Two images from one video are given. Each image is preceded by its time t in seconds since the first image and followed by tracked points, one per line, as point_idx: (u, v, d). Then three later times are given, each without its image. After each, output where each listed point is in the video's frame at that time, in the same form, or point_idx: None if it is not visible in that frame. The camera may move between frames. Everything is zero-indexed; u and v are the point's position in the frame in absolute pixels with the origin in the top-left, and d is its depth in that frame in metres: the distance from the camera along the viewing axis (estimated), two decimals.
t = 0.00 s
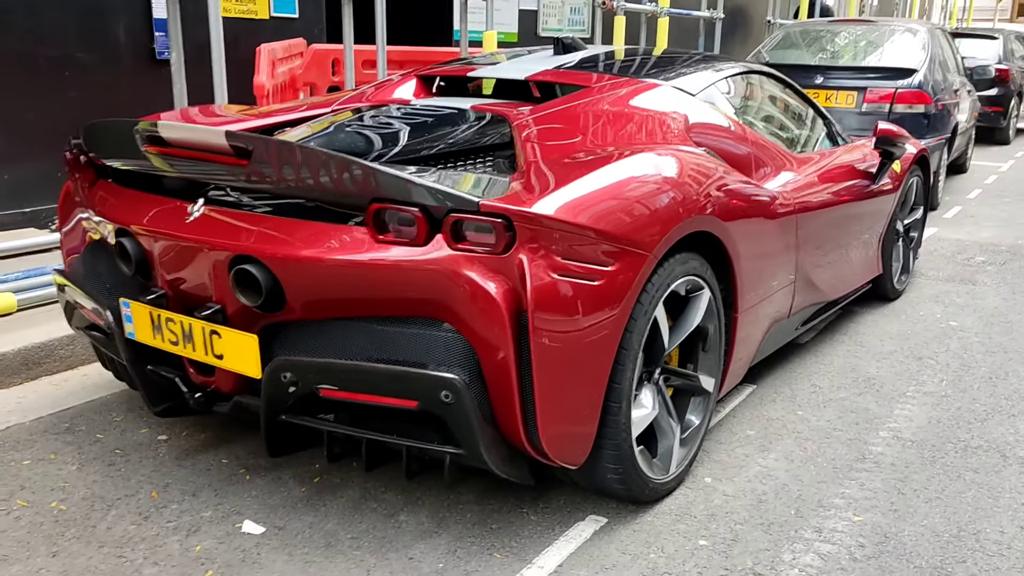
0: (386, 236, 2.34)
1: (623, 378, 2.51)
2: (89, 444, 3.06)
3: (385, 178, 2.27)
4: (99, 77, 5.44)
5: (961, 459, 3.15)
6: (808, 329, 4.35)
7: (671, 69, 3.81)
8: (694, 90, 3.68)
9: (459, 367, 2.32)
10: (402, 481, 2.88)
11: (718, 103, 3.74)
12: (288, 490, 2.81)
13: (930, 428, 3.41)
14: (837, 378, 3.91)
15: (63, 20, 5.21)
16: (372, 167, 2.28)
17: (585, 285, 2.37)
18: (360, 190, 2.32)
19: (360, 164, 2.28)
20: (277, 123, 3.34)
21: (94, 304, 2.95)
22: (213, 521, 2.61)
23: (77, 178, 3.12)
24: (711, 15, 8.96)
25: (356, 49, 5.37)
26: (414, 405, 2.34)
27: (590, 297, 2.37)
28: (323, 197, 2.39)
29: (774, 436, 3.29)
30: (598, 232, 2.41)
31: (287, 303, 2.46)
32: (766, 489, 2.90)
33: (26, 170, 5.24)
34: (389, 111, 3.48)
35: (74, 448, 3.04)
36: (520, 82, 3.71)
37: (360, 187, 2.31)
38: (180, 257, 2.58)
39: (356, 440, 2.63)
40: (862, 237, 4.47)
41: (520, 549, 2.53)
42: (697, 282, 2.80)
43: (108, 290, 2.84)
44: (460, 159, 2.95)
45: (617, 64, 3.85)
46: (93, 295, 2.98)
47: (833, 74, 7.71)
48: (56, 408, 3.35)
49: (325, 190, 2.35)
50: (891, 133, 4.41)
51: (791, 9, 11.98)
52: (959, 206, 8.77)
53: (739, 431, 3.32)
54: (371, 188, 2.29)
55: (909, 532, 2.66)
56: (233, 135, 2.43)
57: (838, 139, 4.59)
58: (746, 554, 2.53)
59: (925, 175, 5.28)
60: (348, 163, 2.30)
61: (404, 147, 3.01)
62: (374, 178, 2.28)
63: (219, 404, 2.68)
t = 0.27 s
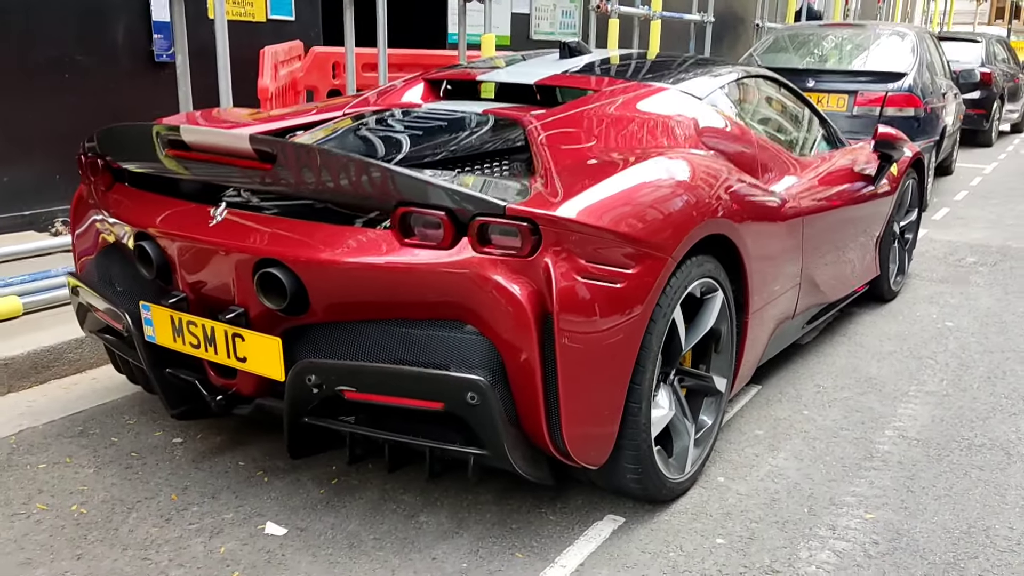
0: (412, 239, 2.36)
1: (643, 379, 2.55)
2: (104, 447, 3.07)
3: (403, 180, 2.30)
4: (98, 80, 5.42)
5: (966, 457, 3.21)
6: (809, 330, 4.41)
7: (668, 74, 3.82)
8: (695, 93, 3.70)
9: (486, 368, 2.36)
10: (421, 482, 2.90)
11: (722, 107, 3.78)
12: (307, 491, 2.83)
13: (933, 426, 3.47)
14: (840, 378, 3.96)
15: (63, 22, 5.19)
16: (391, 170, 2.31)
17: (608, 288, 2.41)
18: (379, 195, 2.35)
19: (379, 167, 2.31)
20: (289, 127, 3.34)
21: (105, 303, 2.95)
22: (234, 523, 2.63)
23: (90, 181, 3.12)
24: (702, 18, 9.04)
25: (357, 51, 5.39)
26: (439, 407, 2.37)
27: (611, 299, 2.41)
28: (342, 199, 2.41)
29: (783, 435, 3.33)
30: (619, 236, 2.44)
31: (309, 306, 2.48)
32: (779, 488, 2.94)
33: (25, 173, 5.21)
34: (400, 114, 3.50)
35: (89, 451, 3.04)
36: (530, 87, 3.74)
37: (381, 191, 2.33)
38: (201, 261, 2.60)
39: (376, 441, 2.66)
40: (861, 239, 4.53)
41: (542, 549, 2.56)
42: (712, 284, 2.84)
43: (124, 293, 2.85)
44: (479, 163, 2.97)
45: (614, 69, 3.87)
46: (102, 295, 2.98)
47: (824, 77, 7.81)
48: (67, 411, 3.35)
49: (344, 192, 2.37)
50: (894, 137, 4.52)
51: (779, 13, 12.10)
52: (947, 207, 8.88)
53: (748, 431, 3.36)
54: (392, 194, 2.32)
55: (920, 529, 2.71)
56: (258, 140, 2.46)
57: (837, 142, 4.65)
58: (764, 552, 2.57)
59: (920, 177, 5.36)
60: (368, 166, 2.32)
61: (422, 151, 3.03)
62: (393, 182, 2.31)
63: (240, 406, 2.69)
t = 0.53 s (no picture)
0: (424, 244, 2.36)
1: (652, 382, 2.57)
2: (107, 454, 3.04)
3: (409, 184, 2.32)
4: (88, 82, 5.38)
5: (966, 457, 3.24)
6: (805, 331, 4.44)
7: (664, 78, 3.83)
8: (692, 97, 3.72)
9: (498, 372, 2.36)
10: (428, 487, 2.90)
11: (720, 110, 3.80)
12: (314, 497, 2.82)
13: (932, 427, 3.50)
14: (837, 379, 3.99)
15: (53, 24, 5.15)
16: (397, 174, 2.33)
17: (619, 292, 2.42)
18: (385, 200, 2.35)
19: (385, 172, 2.33)
20: (290, 131, 3.34)
21: (104, 307, 2.94)
22: (243, 529, 2.61)
23: (89, 186, 3.09)
24: (689, 20, 9.09)
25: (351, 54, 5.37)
26: (451, 412, 2.37)
27: (622, 303, 2.42)
28: (349, 205, 2.41)
29: (784, 436, 3.36)
30: (629, 240, 2.46)
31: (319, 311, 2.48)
32: (784, 489, 2.96)
33: (15, 176, 5.16)
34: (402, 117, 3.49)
35: (92, 458, 3.01)
36: (531, 90, 3.75)
37: (388, 196, 2.34)
38: (207, 266, 2.59)
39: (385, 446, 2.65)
40: (856, 241, 4.57)
41: (552, 553, 2.57)
42: (717, 287, 2.85)
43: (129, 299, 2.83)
44: (485, 166, 2.97)
45: (603, 73, 3.87)
46: (102, 298, 2.96)
47: (811, 79, 7.87)
48: (67, 417, 3.32)
49: (351, 198, 2.38)
50: (890, 139, 4.58)
51: (764, 15, 12.19)
52: (932, 208, 8.97)
53: (750, 432, 3.38)
54: (400, 199, 2.33)
55: (925, 529, 2.74)
56: (267, 145, 2.45)
57: (831, 144, 4.68)
58: (773, 553, 2.59)
59: (911, 179, 5.41)
60: (373, 172, 2.33)
61: (430, 155, 3.02)
62: (399, 186, 2.33)
63: (248, 412, 2.68)
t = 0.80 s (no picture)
0: (437, 246, 2.34)
1: (664, 384, 2.56)
2: (108, 459, 3.00)
3: (415, 183, 2.29)
4: (78, 82, 5.31)
5: (970, 458, 3.26)
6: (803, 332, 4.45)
7: (664, 80, 3.83)
8: (691, 97, 3.71)
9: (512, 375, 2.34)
10: (436, 490, 2.88)
11: (721, 111, 3.80)
12: (321, 502, 2.79)
13: (935, 428, 3.53)
14: (837, 380, 4.01)
15: (42, 24, 5.07)
16: (404, 173, 2.31)
17: (632, 293, 2.41)
18: (392, 201, 2.34)
19: (392, 172, 2.31)
20: (292, 131, 3.33)
21: (104, 309, 2.90)
22: (251, 536, 2.58)
23: (89, 187, 3.05)
24: (677, 21, 9.10)
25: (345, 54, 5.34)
26: (465, 415, 2.35)
27: (635, 305, 2.41)
28: (355, 206, 2.40)
29: (789, 438, 3.36)
30: (643, 242, 2.45)
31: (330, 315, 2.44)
32: (792, 491, 2.96)
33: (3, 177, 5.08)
34: (405, 118, 3.47)
35: (93, 464, 2.97)
36: (533, 91, 3.72)
37: (395, 196, 2.33)
38: (213, 268, 2.56)
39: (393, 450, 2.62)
40: (853, 242, 4.59)
41: (565, 557, 2.55)
42: (725, 287, 2.84)
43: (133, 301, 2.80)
44: (493, 166, 2.95)
45: (594, 73, 3.85)
46: (102, 300, 2.92)
47: (799, 80, 7.90)
48: (65, 422, 3.27)
49: (358, 199, 2.36)
50: (887, 140, 4.61)
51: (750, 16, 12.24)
52: (919, 209, 9.04)
53: (754, 434, 3.39)
54: (406, 200, 2.32)
55: (936, 531, 2.75)
56: (276, 146, 2.41)
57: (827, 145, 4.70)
58: (786, 556, 2.59)
59: (903, 179, 5.44)
60: (380, 172, 2.32)
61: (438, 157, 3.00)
62: (405, 185, 2.30)
63: (256, 416, 2.65)
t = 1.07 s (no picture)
0: (454, 251, 2.28)
1: (683, 389, 2.51)
2: (106, 470, 2.91)
3: (426, 185, 2.23)
4: (63, 82, 5.20)
5: (980, 461, 3.23)
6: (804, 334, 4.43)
7: (667, 81, 3.79)
8: (692, 98, 3.66)
9: (532, 382, 2.28)
10: (445, 498, 2.82)
11: (726, 112, 3.76)
12: (328, 513, 2.72)
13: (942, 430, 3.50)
14: (841, 382, 3.98)
15: (26, 22, 4.96)
16: (415, 175, 2.25)
17: (653, 297, 2.35)
18: (398, 203, 2.28)
19: (402, 172, 2.25)
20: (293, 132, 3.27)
21: (98, 314, 2.80)
22: (258, 548, 2.51)
23: (84, 190, 2.96)
24: (664, 23, 9.09)
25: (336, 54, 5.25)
26: (482, 424, 2.29)
27: (656, 310, 2.36)
28: (363, 208, 2.33)
29: (798, 442, 3.33)
30: (663, 246, 2.40)
31: (342, 321, 2.38)
32: (806, 497, 2.92)
33: None
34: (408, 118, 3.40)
35: (90, 475, 2.88)
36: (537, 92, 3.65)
37: (405, 198, 2.26)
38: (218, 274, 2.48)
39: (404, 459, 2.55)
40: (852, 244, 4.58)
41: (582, 567, 2.50)
42: (740, 291, 2.80)
43: (133, 308, 2.71)
44: (504, 166, 2.88)
45: (597, 74, 3.80)
46: (97, 305, 2.82)
47: (787, 82, 7.93)
48: (58, 432, 3.17)
49: (366, 201, 2.30)
50: (887, 141, 4.58)
51: (734, 17, 12.27)
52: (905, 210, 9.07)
53: (763, 438, 3.35)
54: (417, 203, 2.25)
55: (952, 536, 2.71)
56: (285, 147, 2.33)
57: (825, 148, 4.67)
58: (805, 564, 2.54)
59: (899, 181, 5.43)
60: (388, 172, 2.26)
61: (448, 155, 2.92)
62: (415, 187, 2.24)
63: (262, 426, 2.57)
